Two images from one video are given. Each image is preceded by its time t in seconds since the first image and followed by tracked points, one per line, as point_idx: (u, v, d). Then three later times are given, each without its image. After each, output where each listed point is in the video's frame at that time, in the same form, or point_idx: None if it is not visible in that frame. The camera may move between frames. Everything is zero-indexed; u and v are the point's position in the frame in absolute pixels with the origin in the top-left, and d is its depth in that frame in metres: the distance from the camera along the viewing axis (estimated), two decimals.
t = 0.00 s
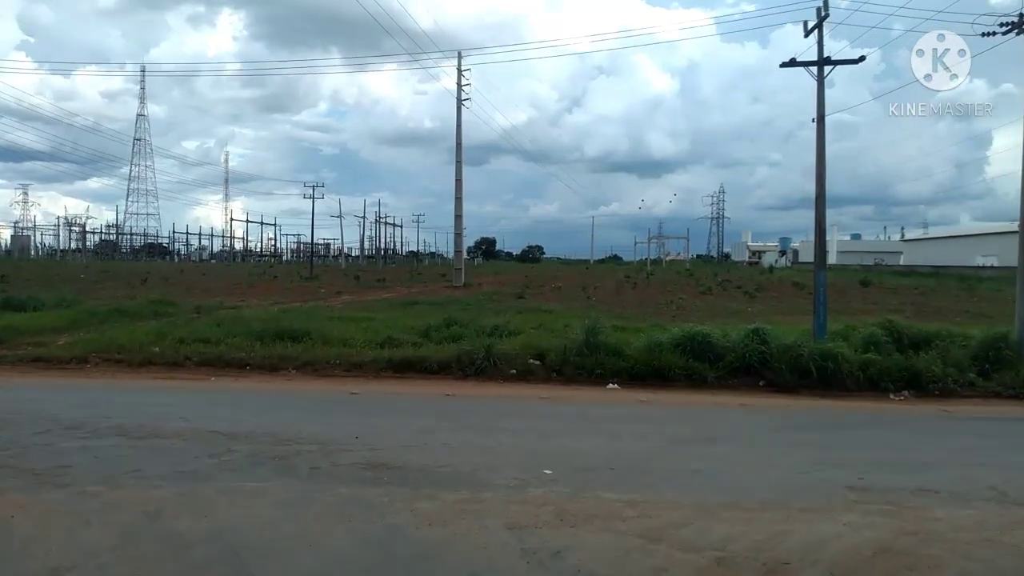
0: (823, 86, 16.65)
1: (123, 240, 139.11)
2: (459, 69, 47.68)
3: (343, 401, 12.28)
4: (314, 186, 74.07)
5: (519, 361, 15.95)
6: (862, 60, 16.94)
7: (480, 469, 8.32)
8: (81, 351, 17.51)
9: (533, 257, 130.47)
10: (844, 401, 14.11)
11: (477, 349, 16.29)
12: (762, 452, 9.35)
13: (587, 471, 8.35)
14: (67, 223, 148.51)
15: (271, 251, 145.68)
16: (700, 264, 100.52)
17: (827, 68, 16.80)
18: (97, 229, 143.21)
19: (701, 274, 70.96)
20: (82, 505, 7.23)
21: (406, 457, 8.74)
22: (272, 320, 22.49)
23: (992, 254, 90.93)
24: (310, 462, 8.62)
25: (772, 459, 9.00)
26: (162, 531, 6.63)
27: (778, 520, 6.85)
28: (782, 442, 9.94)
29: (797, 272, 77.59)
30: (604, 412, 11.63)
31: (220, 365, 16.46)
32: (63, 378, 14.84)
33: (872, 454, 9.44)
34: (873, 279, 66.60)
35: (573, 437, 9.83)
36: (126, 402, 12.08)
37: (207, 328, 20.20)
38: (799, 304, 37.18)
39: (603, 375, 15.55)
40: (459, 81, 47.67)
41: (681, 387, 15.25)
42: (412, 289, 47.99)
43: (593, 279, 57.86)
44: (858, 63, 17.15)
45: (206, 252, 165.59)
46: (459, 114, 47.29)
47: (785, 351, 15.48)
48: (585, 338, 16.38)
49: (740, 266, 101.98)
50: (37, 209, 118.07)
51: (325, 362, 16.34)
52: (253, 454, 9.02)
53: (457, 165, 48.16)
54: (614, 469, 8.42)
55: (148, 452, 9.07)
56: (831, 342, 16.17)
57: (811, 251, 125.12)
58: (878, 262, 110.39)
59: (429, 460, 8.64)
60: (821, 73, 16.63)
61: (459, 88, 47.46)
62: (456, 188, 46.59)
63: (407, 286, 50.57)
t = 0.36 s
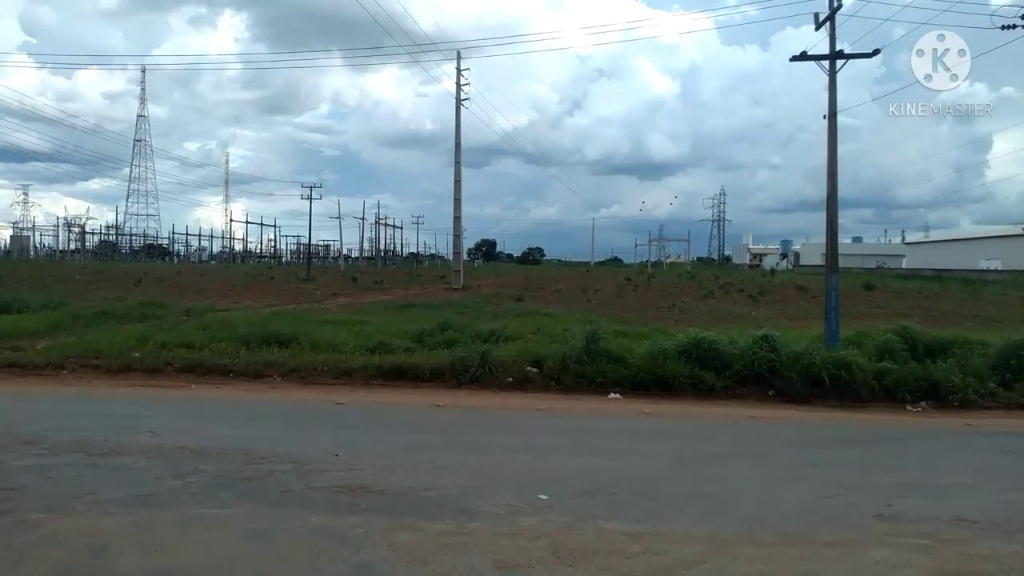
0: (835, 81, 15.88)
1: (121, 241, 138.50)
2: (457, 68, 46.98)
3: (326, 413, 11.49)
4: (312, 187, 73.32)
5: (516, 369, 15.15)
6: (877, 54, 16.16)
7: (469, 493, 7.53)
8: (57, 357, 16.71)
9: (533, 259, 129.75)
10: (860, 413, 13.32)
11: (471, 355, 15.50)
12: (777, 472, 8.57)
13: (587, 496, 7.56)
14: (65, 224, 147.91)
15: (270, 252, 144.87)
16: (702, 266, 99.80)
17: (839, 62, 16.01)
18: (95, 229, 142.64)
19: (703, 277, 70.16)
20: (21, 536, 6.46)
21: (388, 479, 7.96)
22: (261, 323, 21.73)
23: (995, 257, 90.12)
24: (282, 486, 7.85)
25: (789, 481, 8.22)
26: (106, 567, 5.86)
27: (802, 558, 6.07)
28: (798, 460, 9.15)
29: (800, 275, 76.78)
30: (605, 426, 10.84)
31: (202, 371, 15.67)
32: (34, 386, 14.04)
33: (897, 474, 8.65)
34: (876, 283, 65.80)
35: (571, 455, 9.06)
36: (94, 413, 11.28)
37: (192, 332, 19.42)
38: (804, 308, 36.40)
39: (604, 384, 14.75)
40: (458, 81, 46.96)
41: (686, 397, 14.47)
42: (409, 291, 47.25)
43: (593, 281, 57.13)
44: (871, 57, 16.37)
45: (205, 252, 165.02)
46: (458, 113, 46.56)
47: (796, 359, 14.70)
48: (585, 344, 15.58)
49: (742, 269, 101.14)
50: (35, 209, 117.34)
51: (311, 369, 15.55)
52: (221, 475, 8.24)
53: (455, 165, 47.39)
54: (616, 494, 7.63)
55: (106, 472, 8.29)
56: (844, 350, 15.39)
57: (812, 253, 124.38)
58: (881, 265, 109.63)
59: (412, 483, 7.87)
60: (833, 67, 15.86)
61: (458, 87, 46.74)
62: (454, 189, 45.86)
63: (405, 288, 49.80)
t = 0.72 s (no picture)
0: (846, 71, 15.21)
1: (119, 240, 137.89)
2: (455, 64, 46.27)
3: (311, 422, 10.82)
4: (309, 186, 72.65)
5: (513, 373, 14.47)
6: (889, 42, 15.49)
7: (458, 516, 6.87)
8: (35, 361, 16.01)
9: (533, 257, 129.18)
10: (875, 419, 12.65)
11: (466, 358, 14.82)
12: (794, 489, 7.90)
13: (588, 518, 6.89)
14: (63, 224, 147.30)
15: (269, 251, 144.17)
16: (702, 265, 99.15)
17: (850, 51, 15.34)
18: (93, 229, 142.09)
19: (704, 275, 69.45)
20: None
21: (370, 500, 7.29)
22: (250, 324, 21.05)
23: (999, 254, 89.35)
24: (255, 506, 7.19)
25: (808, 498, 7.56)
26: None
27: None
28: (816, 474, 8.49)
29: (802, 273, 75.98)
30: (606, 435, 10.17)
31: (185, 376, 14.99)
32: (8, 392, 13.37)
33: (923, 489, 7.99)
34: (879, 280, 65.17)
35: (571, 469, 8.40)
36: (63, 423, 10.60)
37: (179, 334, 18.75)
38: (808, 307, 35.70)
39: (606, 388, 14.06)
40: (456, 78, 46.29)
41: (692, 402, 13.77)
42: (407, 291, 46.61)
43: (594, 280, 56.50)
44: (883, 46, 15.69)
45: (203, 252, 164.49)
46: (456, 110, 45.87)
47: (807, 362, 14.03)
48: (585, 346, 14.90)
49: (743, 267, 100.41)
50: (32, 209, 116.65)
51: (299, 373, 14.88)
52: (190, 494, 7.58)
53: (454, 163, 46.68)
54: (619, 515, 6.97)
55: (67, 490, 7.64)
56: (856, 351, 14.71)
57: (813, 252, 123.73)
58: (883, 263, 109.03)
59: (396, 503, 7.22)
60: (844, 57, 15.17)
61: (456, 84, 46.04)
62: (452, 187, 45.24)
63: (402, 288, 49.15)
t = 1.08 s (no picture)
0: (859, 62, 14.47)
1: (117, 240, 137.22)
2: (454, 62, 45.55)
3: (289, 434, 10.08)
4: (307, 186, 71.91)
5: (509, 379, 13.73)
6: (904, 32, 14.76)
7: (442, 545, 6.13)
8: (7, 365, 15.26)
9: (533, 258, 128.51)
10: (893, 429, 11.91)
11: (459, 363, 14.08)
12: (814, 512, 7.17)
13: (586, 547, 6.16)
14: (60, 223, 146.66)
15: (267, 251, 143.51)
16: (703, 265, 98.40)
17: (864, 41, 14.60)
18: (91, 228, 141.46)
19: (705, 275, 68.67)
20: None
21: (344, 526, 6.55)
22: (237, 326, 20.31)
23: (1003, 256, 88.52)
24: (216, 533, 6.44)
25: (831, 524, 6.83)
26: None
27: None
28: (838, 495, 7.75)
29: (804, 274, 75.21)
30: (607, 449, 9.42)
31: (163, 382, 14.24)
32: None
33: (957, 514, 7.24)
34: (882, 282, 64.41)
35: (569, 489, 7.65)
36: (22, 435, 9.85)
37: (162, 336, 18.02)
38: (814, 309, 34.92)
39: (605, 396, 13.31)
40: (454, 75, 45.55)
41: (697, 410, 13.03)
42: (404, 291, 45.86)
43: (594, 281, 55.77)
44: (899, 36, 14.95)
45: (201, 251, 163.86)
46: (454, 108, 45.15)
47: (818, 368, 13.29)
48: (584, 351, 14.15)
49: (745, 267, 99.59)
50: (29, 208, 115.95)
51: (283, 378, 14.14)
52: (145, 518, 6.84)
53: (452, 162, 45.90)
54: (622, 544, 6.24)
55: (10, 513, 6.90)
56: (869, 357, 13.98)
57: (814, 252, 122.94)
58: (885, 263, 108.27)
59: (373, 530, 6.49)
60: (858, 46, 14.44)
61: (455, 81, 45.28)
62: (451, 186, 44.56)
63: (400, 288, 48.44)
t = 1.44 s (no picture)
0: (876, 46, 13.72)
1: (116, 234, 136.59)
2: (453, 54, 44.72)
3: (268, 441, 9.38)
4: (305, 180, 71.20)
5: (505, 380, 13.03)
6: (923, 15, 14.01)
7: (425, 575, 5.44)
8: None
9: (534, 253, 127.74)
10: (913, 435, 11.20)
11: (454, 362, 13.37)
12: (840, 534, 6.46)
13: None
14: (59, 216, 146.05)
15: (267, 245, 142.84)
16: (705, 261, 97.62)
17: (881, 24, 13.87)
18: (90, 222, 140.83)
19: (707, 272, 67.98)
20: None
21: (316, 552, 5.84)
22: (226, 323, 19.59)
23: (1008, 253, 87.69)
24: (173, 558, 5.75)
25: (860, 548, 6.13)
26: None
27: None
28: (864, 513, 7.05)
29: (808, 270, 74.47)
30: (609, 459, 8.72)
31: (142, 382, 13.54)
32: None
33: (1000, 534, 6.52)
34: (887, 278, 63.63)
35: (568, 506, 6.94)
36: None
37: (146, 333, 17.32)
38: (821, 306, 34.18)
39: (607, 398, 12.61)
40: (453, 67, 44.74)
41: (704, 413, 12.33)
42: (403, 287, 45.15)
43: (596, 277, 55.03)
44: (917, 19, 14.22)
45: (201, 245, 163.23)
46: (453, 101, 44.35)
47: (833, 370, 12.58)
48: (585, 350, 13.44)
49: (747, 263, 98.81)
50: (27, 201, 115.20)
51: (269, 378, 13.44)
52: (97, 539, 6.14)
53: (451, 155, 45.13)
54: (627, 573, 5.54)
55: None
56: (885, 358, 13.26)
57: (817, 248, 122.13)
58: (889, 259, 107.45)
59: (348, 555, 5.79)
60: (874, 29, 13.68)
61: (454, 73, 44.44)
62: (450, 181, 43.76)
63: (398, 283, 47.74)
